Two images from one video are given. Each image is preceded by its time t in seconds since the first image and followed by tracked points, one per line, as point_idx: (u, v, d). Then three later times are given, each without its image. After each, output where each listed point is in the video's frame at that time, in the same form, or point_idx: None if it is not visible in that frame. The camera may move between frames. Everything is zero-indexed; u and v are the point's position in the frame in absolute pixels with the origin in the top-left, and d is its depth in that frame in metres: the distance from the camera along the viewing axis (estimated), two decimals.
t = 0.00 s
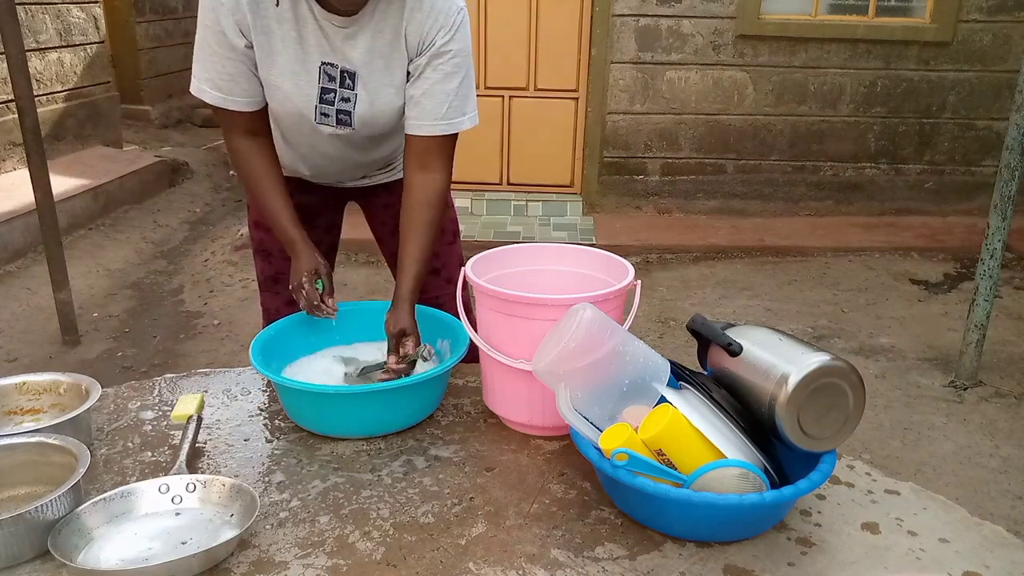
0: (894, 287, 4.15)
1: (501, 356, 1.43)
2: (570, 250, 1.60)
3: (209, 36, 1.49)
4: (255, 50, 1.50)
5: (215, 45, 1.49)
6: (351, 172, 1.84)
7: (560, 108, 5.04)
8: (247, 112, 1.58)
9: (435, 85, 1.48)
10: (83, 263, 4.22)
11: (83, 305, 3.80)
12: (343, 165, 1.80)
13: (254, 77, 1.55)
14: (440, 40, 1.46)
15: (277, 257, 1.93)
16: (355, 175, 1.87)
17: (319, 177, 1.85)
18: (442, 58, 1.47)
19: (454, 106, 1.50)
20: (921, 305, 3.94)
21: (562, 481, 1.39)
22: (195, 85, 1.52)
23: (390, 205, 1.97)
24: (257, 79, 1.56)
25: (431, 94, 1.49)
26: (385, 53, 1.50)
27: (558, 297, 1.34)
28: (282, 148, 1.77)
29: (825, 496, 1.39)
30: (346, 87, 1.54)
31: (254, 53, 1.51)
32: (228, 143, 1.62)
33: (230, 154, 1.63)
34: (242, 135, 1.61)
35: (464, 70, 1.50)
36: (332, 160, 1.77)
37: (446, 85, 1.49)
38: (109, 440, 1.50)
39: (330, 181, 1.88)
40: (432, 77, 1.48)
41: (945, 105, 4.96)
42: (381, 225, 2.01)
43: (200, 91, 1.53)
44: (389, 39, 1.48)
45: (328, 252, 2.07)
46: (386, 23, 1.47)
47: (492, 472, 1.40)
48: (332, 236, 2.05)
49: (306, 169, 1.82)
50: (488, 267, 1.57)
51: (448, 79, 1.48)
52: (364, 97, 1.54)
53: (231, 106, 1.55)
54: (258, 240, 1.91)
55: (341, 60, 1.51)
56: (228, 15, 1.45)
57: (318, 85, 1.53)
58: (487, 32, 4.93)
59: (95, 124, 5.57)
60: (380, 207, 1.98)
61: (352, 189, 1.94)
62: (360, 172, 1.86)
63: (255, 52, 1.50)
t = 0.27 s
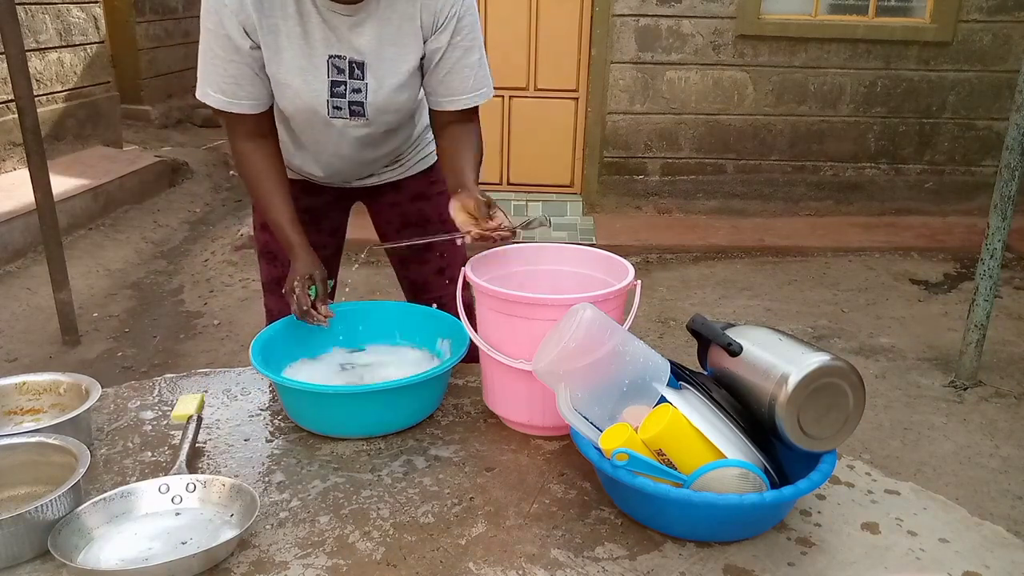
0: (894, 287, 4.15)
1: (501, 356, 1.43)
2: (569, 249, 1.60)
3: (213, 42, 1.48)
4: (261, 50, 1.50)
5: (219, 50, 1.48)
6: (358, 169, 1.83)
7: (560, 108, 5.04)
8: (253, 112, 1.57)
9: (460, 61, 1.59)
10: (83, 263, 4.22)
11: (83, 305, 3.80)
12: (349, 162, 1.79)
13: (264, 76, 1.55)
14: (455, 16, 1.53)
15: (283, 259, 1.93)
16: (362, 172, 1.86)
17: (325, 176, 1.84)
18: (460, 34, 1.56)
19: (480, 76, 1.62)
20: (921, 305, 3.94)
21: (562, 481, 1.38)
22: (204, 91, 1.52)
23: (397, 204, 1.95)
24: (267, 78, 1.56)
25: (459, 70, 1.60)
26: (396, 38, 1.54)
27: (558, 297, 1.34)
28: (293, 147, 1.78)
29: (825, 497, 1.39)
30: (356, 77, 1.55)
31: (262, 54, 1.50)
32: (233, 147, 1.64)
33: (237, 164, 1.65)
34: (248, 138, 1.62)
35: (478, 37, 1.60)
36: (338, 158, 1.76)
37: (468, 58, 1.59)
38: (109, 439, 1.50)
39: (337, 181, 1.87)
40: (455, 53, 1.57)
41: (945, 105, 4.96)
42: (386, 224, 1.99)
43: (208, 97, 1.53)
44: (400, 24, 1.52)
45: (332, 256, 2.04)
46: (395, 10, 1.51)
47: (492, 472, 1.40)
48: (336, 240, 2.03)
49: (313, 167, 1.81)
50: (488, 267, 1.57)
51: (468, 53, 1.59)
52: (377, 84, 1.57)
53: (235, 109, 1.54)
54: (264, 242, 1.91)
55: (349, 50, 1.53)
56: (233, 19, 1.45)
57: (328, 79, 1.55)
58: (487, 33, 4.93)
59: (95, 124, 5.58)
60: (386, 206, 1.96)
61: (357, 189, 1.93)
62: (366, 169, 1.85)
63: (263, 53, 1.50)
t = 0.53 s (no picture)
0: (894, 287, 4.15)
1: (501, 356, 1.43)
2: (570, 249, 1.60)
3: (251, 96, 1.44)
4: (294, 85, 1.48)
5: (258, 102, 1.44)
6: (386, 173, 1.83)
7: (560, 108, 5.04)
8: (315, 153, 1.51)
9: (462, 51, 1.53)
10: (82, 262, 4.22)
11: (83, 305, 3.79)
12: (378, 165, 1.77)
13: (306, 115, 1.51)
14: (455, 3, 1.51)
15: (301, 263, 1.95)
16: (389, 172, 1.85)
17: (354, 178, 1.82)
18: (462, 22, 1.52)
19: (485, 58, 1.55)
20: (921, 305, 3.94)
21: (562, 482, 1.38)
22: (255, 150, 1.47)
23: (414, 196, 1.94)
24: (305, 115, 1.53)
25: (464, 60, 1.53)
26: (409, 44, 1.51)
27: (558, 297, 1.33)
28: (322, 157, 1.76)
29: (825, 497, 1.38)
30: (381, 92, 1.54)
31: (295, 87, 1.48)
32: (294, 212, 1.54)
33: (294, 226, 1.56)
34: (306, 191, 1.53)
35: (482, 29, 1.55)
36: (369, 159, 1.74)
37: (473, 47, 1.54)
38: (108, 440, 1.50)
39: (357, 184, 1.86)
40: (458, 43, 1.53)
41: (946, 105, 4.95)
42: (401, 215, 1.98)
43: (264, 153, 1.48)
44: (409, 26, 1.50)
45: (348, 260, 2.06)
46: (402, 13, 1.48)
47: (491, 473, 1.40)
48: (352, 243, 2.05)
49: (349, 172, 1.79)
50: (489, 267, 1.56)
51: (469, 41, 1.53)
52: (401, 92, 1.56)
53: (297, 152, 1.48)
54: (282, 245, 1.93)
55: (370, 66, 1.51)
56: (259, 65, 1.41)
57: (354, 100, 1.53)
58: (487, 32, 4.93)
59: (95, 124, 5.57)
60: (403, 199, 1.95)
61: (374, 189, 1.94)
62: (394, 168, 1.83)
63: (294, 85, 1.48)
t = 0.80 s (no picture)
0: (894, 287, 4.15)
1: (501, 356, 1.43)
2: (570, 249, 1.60)
3: (226, 69, 1.46)
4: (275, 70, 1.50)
5: (234, 78, 1.47)
6: (373, 172, 1.84)
7: (561, 108, 5.04)
8: (282, 137, 1.56)
9: (446, 65, 1.49)
10: (82, 263, 4.22)
11: (83, 305, 3.79)
12: (355, 164, 1.79)
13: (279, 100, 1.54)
14: (447, 19, 1.47)
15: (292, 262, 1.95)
16: (378, 172, 1.86)
17: (334, 176, 1.84)
18: (450, 38, 1.49)
19: (467, 84, 1.51)
20: (921, 305, 3.94)
21: (562, 482, 1.38)
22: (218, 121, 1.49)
23: (406, 199, 1.95)
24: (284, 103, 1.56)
25: (443, 74, 1.50)
26: (394, 47, 1.50)
27: (558, 297, 1.33)
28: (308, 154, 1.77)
29: (825, 497, 1.38)
30: (363, 90, 1.54)
31: (276, 74, 1.51)
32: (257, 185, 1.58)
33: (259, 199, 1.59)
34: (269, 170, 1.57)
35: (474, 49, 1.52)
36: (356, 157, 1.75)
37: (457, 64, 1.50)
38: (108, 440, 1.50)
39: (348, 181, 1.87)
40: (443, 57, 1.49)
41: (945, 105, 4.95)
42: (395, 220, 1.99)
43: (226, 128, 1.50)
44: (397, 30, 1.49)
45: (341, 258, 2.07)
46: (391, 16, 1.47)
47: (491, 472, 1.40)
48: (346, 242, 2.06)
49: (325, 169, 1.82)
50: (488, 267, 1.56)
51: (458, 59, 1.50)
52: (383, 95, 1.56)
53: (262, 136, 1.53)
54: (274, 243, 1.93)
55: (355, 63, 1.52)
56: (242, 45, 1.44)
57: (336, 92, 1.54)
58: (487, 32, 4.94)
59: (95, 124, 5.57)
60: (395, 201, 1.96)
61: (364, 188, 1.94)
62: (374, 171, 1.84)
63: (276, 73, 1.51)
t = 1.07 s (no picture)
0: (894, 287, 4.15)
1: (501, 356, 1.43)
2: (569, 248, 1.60)
3: (214, 73, 1.47)
4: (262, 77, 1.50)
5: (221, 84, 1.48)
6: (364, 176, 1.84)
7: (561, 108, 5.04)
8: (271, 142, 1.57)
9: (437, 79, 1.49)
10: (82, 263, 4.22)
11: (83, 305, 3.79)
12: (342, 170, 1.78)
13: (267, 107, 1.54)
14: (437, 33, 1.46)
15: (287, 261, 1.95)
16: (371, 176, 1.86)
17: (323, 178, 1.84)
18: (441, 51, 1.48)
19: (459, 96, 1.51)
20: (921, 305, 3.94)
21: (562, 482, 1.38)
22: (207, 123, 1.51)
23: (400, 200, 1.96)
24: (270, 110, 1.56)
25: (434, 86, 1.49)
26: (381, 59, 1.50)
27: (558, 297, 1.33)
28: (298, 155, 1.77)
29: (825, 497, 1.38)
30: (350, 99, 1.54)
31: (263, 80, 1.51)
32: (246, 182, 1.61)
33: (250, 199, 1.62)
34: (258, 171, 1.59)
35: (465, 61, 1.51)
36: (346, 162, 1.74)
37: (448, 77, 1.49)
38: (109, 439, 1.50)
39: (341, 183, 1.87)
40: (433, 70, 1.49)
41: (945, 105, 4.95)
42: (390, 222, 2.00)
43: (214, 131, 1.53)
44: (387, 42, 1.48)
45: (336, 257, 2.07)
46: (381, 28, 1.47)
47: (491, 472, 1.40)
48: (341, 240, 2.06)
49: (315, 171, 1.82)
50: (488, 267, 1.56)
51: (449, 72, 1.49)
52: (371, 104, 1.55)
53: (247, 140, 1.54)
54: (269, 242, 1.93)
55: (343, 73, 1.51)
56: (229, 52, 1.44)
57: (323, 101, 1.54)
58: (487, 32, 4.94)
59: (95, 124, 5.57)
60: (389, 202, 1.96)
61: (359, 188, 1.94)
62: (365, 175, 1.84)
63: (263, 80, 1.51)
